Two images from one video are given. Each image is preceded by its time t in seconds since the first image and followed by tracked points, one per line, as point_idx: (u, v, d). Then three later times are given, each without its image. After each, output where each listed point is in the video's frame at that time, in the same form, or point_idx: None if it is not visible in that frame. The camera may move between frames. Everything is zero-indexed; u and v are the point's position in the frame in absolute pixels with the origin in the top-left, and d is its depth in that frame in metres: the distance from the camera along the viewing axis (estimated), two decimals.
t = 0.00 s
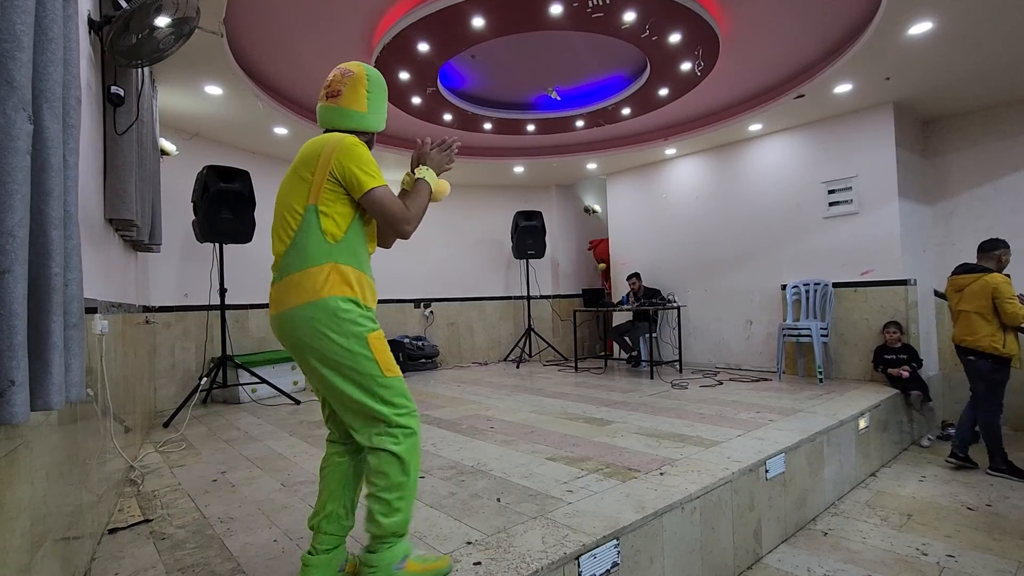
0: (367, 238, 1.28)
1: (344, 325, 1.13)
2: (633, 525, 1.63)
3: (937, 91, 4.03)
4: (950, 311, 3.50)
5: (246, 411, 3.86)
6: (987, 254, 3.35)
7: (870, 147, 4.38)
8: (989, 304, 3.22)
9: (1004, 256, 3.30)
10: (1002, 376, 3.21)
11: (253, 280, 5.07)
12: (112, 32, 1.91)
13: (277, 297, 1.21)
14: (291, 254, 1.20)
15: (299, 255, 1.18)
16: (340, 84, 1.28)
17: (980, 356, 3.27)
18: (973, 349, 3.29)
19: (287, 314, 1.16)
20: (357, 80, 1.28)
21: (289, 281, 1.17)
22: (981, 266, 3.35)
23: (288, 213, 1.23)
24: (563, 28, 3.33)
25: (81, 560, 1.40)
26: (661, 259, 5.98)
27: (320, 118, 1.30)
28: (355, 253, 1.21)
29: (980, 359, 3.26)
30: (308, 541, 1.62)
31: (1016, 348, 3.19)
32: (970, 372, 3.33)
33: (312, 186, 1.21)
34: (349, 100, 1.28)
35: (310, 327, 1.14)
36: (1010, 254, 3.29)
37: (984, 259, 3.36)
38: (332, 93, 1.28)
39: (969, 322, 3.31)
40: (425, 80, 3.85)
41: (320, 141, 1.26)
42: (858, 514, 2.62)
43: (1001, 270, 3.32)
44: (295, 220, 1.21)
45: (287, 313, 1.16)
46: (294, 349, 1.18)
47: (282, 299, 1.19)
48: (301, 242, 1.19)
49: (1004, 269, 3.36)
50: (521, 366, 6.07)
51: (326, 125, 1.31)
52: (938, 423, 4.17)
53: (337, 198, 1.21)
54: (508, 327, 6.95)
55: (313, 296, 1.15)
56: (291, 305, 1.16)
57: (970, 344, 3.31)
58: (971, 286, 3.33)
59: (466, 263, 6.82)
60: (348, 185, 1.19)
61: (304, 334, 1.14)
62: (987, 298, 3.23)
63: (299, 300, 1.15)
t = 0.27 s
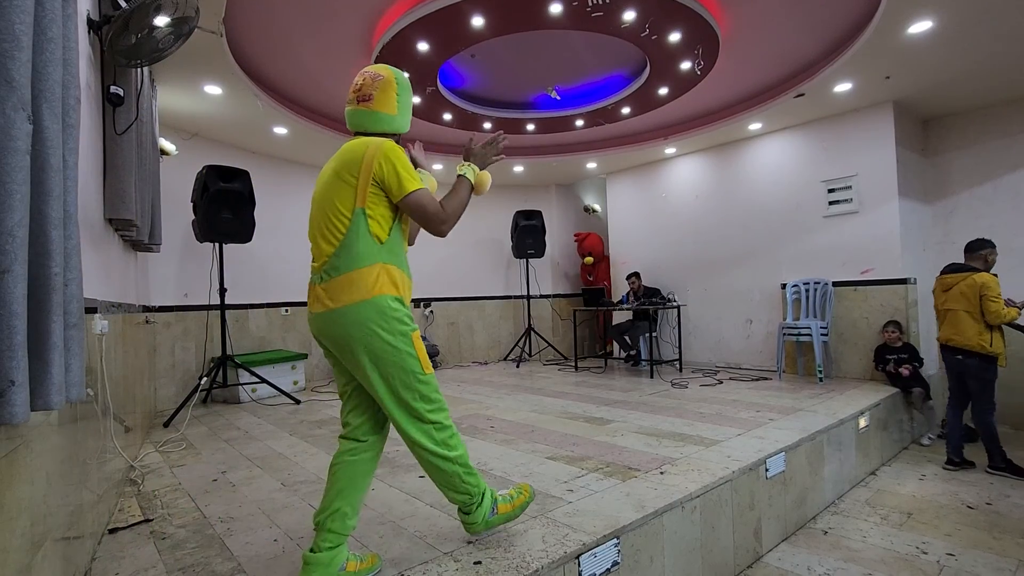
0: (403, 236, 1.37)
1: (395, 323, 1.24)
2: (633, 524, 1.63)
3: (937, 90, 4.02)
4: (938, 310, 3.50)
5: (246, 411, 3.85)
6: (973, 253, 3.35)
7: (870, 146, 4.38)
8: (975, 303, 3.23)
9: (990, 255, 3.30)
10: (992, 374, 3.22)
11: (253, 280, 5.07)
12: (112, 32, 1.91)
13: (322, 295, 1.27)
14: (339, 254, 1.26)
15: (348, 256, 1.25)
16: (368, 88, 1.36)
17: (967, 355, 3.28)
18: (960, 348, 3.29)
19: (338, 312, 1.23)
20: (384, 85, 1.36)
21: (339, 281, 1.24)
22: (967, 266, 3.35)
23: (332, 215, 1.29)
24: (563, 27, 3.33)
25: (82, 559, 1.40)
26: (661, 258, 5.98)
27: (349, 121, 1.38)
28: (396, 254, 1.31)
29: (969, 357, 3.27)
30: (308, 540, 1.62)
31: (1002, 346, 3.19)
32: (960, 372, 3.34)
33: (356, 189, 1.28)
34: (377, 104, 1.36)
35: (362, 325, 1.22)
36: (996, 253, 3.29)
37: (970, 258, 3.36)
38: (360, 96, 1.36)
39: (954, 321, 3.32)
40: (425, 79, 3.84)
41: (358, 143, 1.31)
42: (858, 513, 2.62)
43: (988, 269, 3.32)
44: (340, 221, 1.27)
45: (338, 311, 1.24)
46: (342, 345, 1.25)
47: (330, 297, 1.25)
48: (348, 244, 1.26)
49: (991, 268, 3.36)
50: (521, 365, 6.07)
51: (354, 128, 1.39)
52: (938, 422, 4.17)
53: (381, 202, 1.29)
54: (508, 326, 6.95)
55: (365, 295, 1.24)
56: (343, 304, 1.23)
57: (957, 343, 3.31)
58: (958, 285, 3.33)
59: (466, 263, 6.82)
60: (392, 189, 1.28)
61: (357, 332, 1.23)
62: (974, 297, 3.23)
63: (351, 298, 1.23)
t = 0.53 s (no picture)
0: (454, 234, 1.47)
1: (450, 316, 1.35)
2: (633, 524, 1.63)
3: (937, 89, 4.02)
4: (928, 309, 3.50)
5: (246, 411, 3.85)
6: (963, 253, 3.37)
7: (870, 145, 4.38)
8: (961, 301, 3.24)
9: (979, 255, 3.31)
10: (981, 372, 3.22)
11: (253, 279, 5.07)
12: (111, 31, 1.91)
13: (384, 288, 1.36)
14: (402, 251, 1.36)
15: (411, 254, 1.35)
16: (418, 92, 1.44)
17: (955, 354, 3.28)
18: (948, 346, 3.30)
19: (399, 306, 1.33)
20: (434, 92, 1.45)
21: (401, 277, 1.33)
22: (956, 265, 3.36)
23: (396, 213, 1.37)
24: (563, 26, 3.33)
25: (82, 559, 1.40)
26: (661, 257, 5.98)
27: (399, 123, 1.46)
28: (452, 253, 1.42)
29: (958, 356, 3.27)
30: (308, 540, 1.62)
31: (990, 345, 3.20)
32: (950, 371, 3.34)
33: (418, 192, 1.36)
34: (426, 108, 1.45)
35: (423, 316, 1.31)
36: (985, 252, 3.29)
37: (958, 257, 3.38)
38: (408, 100, 1.45)
39: (941, 319, 3.33)
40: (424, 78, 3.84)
41: (415, 146, 1.40)
42: (858, 512, 2.62)
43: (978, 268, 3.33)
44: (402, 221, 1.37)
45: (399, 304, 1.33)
46: (397, 333, 1.33)
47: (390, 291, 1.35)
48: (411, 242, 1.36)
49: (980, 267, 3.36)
50: (521, 365, 6.07)
51: (401, 129, 1.48)
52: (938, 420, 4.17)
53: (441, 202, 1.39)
54: (508, 326, 6.95)
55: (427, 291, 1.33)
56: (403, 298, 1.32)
57: (944, 341, 3.32)
58: (947, 284, 3.34)
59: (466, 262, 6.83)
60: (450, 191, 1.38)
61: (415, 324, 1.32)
62: (961, 296, 3.24)
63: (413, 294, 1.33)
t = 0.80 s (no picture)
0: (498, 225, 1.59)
1: (496, 303, 1.45)
2: (634, 522, 1.63)
3: (938, 87, 4.01)
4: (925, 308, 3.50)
5: (247, 410, 3.86)
6: (959, 252, 3.36)
7: (870, 143, 4.38)
8: (959, 300, 3.24)
9: (975, 253, 3.31)
10: (981, 370, 3.22)
11: (253, 279, 5.07)
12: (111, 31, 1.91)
13: (438, 276, 1.46)
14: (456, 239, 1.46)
15: (464, 241, 1.45)
16: (461, 93, 1.54)
17: (954, 352, 3.28)
18: (947, 345, 3.30)
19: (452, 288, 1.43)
20: (476, 93, 1.55)
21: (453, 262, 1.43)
22: (953, 264, 3.36)
23: (448, 207, 1.47)
24: (563, 26, 3.33)
25: (83, 559, 1.40)
26: (662, 257, 5.98)
27: (443, 123, 1.56)
28: (499, 244, 1.53)
29: (956, 355, 3.27)
30: (309, 539, 1.63)
31: (987, 343, 3.20)
32: (949, 369, 3.33)
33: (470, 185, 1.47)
34: (468, 108, 1.54)
35: (473, 302, 1.42)
36: (981, 250, 3.30)
37: (954, 256, 3.37)
38: (452, 101, 1.54)
39: (939, 318, 3.32)
40: (424, 78, 3.84)
41: (464, 142, 1.49)
42: (859, 511, 2.62)
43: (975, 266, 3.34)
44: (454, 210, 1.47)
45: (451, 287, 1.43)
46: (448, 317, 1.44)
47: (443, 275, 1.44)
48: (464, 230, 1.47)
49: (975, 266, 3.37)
50: (521, 364, 6.07)
51: (444, 128, 1.58)
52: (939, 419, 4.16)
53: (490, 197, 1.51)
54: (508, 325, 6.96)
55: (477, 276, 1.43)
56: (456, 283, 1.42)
57: (942, 340, 3.31)
58: (944, 282, 3.33)
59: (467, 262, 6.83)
60: (499, 186, 1.50)
61: (466, 306, 1.42)
62: (958, 294, 3.24)
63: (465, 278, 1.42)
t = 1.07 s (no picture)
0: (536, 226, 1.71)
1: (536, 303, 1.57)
2: (636, 521, 1.63)
3: (940, 84, 4.00)
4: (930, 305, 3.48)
5: (248, 409, 3.86)
6: (965, 250, 3.37)
7: (872, 141, 4.37)
8: (969, 297, 3.22)
9: (983, 251, 3.31)
10: (989, 367, 3.22)
11: (254, 278, 5.07)
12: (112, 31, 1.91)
13: (483, 276, 1.57)
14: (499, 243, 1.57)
15: (508, 245, 1.56)
16: (500, 104, 1.68)
17: (962, 351, 3.27)
18: (955, 342, 3.29)
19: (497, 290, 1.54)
20: (512, 104, 1.69)
21: (499, 266, 1.54)
22: (960, 261, 3.35)
23: (491, 211, 1.57)
24: (564, 24, 3.32)
25: (86, 557, 1.41)
26: (663, 255, 5.97)
27: (483, 133, 1.68)
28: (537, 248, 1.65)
29: (964, 353, 3.26)
30: (310, 537, 1.63)
31: (995, 339, 3.22)
32: (956, 367, 3.33)
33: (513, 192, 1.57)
34: (508, 117, 1.68)
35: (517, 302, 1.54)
36: (988, 248, 3.30)
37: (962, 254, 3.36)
38: (493, 111, 1.67)
39: (948, 316, 3.31)
40: (425, 76, 3.83)
41: (506, 151, 1.60)
42: (861, 509, 2.62)
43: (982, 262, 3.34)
44: (497, 216, 1.57)
45: (495, 289, 1.54)
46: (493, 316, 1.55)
47: (490, 277, 1.55)
48: (508, 235, 1.57)
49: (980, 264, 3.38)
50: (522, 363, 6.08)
51: (486, 137, 1.70)
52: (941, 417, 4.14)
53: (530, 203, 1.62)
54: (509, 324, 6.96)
55: (520, 279, 1.55)
56: (503, 284, 1.53)
57: (952, 338, 3.30)
58: (952, 280, 3.30)
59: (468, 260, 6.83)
60: (539, 192, 1.61)
61: (510, 306, 1.53)
62: (969, 292, 3.22)
63: (511, 281, 1.54)
